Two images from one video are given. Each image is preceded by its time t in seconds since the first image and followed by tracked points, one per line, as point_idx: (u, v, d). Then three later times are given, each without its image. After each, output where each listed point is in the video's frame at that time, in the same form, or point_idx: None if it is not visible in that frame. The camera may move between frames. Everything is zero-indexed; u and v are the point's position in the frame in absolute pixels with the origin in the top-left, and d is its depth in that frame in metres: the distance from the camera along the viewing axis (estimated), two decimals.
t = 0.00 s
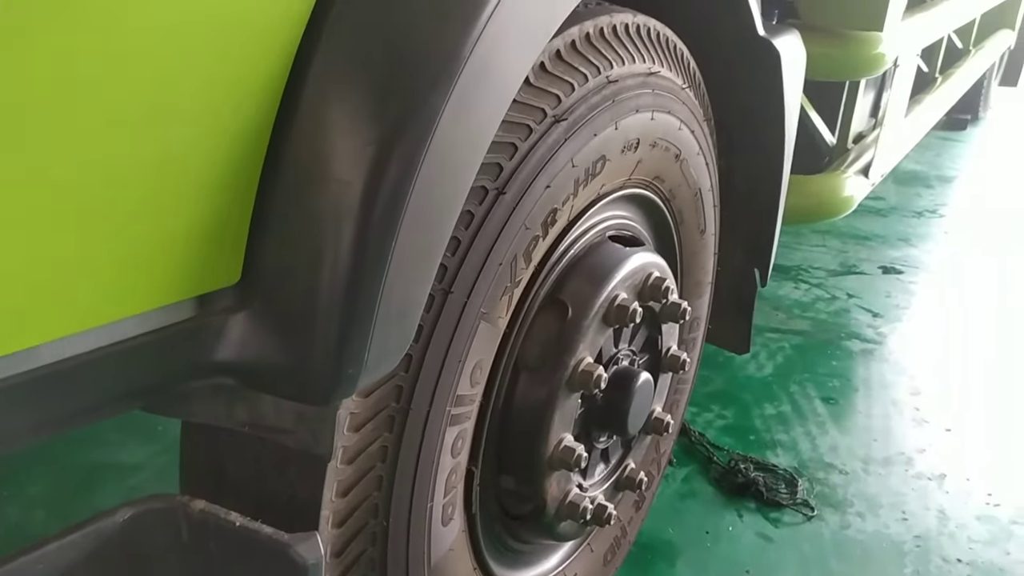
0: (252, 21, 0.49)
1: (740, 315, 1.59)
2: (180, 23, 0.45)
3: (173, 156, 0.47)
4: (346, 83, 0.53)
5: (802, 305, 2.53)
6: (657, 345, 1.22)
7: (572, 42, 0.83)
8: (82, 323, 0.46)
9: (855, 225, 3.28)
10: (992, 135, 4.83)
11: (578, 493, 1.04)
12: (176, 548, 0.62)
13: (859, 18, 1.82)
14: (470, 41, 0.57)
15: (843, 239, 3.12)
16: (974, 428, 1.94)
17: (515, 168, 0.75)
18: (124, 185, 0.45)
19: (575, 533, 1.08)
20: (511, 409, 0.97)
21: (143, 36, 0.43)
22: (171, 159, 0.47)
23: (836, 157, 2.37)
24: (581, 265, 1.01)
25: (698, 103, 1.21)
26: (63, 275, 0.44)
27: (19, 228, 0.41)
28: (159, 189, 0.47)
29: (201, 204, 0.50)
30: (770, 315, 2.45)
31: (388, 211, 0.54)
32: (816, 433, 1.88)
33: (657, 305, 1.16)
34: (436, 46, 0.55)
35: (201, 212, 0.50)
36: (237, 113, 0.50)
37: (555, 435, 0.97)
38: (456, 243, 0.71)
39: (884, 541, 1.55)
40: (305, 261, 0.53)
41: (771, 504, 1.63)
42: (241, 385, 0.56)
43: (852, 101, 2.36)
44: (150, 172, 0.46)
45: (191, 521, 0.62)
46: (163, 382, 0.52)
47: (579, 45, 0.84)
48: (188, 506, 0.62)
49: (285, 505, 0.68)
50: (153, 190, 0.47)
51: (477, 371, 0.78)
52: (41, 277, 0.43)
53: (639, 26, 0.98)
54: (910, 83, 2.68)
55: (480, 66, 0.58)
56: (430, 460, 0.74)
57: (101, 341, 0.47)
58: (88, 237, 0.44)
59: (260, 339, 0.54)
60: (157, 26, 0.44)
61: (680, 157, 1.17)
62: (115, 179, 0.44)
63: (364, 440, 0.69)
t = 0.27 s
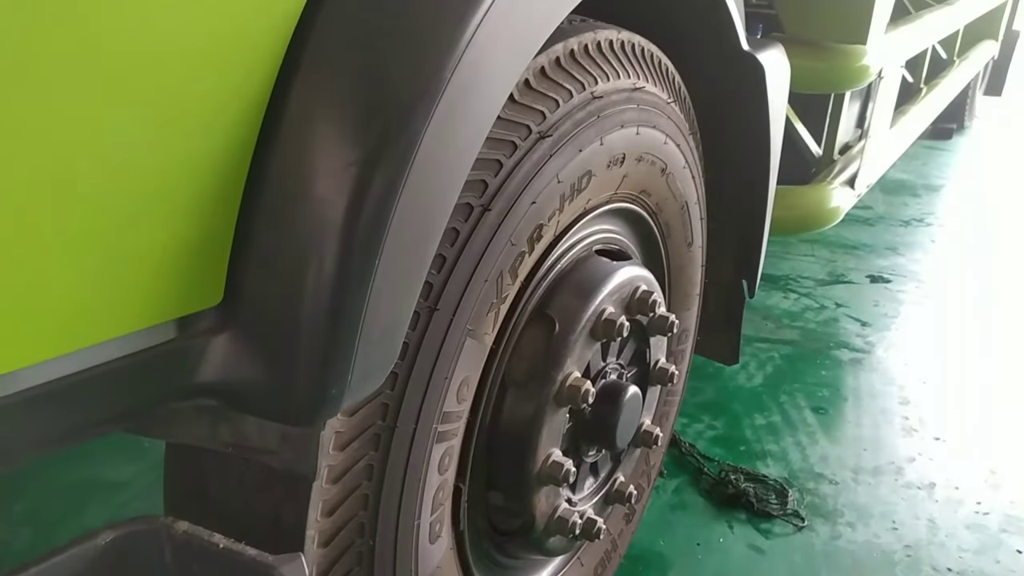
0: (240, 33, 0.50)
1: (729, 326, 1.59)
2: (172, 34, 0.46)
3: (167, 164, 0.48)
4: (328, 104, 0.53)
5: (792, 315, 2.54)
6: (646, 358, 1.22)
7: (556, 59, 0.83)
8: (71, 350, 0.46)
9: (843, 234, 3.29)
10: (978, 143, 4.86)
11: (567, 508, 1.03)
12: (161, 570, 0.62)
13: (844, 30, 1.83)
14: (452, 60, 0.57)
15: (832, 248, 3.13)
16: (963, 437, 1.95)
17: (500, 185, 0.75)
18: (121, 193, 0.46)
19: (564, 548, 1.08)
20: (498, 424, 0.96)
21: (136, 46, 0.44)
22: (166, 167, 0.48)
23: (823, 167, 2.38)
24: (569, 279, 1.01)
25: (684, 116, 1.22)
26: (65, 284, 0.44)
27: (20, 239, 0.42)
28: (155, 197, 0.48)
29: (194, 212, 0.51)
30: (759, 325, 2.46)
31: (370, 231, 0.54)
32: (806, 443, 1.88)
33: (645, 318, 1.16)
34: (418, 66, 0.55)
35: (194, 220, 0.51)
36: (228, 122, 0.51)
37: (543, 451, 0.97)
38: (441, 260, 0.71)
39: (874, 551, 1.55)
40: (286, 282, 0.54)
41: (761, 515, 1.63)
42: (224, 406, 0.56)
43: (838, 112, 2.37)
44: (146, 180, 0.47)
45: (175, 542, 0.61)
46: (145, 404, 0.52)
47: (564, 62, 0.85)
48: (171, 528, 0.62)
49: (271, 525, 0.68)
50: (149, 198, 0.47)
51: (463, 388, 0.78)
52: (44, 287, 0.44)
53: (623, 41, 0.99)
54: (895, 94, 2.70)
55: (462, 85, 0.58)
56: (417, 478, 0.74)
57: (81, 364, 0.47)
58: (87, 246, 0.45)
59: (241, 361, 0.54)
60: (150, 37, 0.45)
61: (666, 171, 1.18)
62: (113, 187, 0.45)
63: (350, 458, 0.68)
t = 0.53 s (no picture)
0: (227, 43, 0.50)
1: (717, 333, 1.60)
2: (163, 42, 0.46)
3: (154, 172, 0.48)
4: (311, 120, 0.54)
5: (780, 321, 2.54)
6: (634, 366, 1.22)
7: (543, 69, 0.83)
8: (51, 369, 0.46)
9: (831, 240, 3.31)
10: (965, 149, 4.89)
11: (556, 518, 1.03)
12: None
13: (830, 38, 1.84)
14: (436, 74, 0.57)
15: (820, 254, 3.14)
16: (951, 442, 1.96)
17: (486, 196, 0.75)
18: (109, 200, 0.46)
19: (552, 558, 1.08)
20: (486, 434, 0.96)
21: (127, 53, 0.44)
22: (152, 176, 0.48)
23: (810, 174, 2.39)
24: (556, 288, 1.01)
25: (671, 126, 1.22)
26: (49, 291, 0.44)
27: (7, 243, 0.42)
28: (147, 201, 0.48)
29: (178, 221, 0.51)
30: (748, 331, 2.47)
31: (354, 245, 0.54)
32: (795, 449, 1.89)
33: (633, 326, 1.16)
34: (402, 80, 0.56)
35: (178, 230, 0.51)
36: (214, 132, 0.51)
37: (531, 460, 0.97)
38: (427, 271, 0.71)
39: (863, 557, 1.56)
40: (268, 297, 0.54)
41: (750, 522, 1.63)
42: (207, 420, 0.56)
43: (825, 120, 2.38)
44: (134, 187, 0.47)
45: (157, 556, 0.61)
46: (128, 419, 0.51)
47: (550, 72, 0.85)
48: (154, 541, 0.61)
49: (256, 538, 0.67)
50: (136, 205, 0.47)
51: (450, 399, 0.78)
52: (35, 288, 0.44)
53: (610, 52, 0.99)
54: (882, 102, 2.71)
55: (446, 99, 0.59)
56: (404, 490, 0.74)
57: (63, 380, 0.47)
58: (73, 251, 0.45)
59: (223, 376, 0.54)
60: (141, 45, 0.45)
61: (653, 180, 1.18)
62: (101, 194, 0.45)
63: (335, 471, 0.68)
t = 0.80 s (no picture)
0: (218, 59, 0.51)
1: (709, 342, 1.60)
2: (160, 52, 0.47)
3: (150, 179, 0.48)
4: (297, 134, 0.54)
5: (772, 328, 2.55)
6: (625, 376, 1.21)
7: (531, 82, 0.84)
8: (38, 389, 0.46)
9: (822, 246, 3.32)
10: (954, 154, 4.92)
11: (547, 530, 1.03)
12: None
13: (818, 47, 1.85)
14: (422, 89, 0.57)
15: (811, 261, 3.15)
16: (943, 449, 1.96)
17: (474, 209, 0.75)
18: (104, 211, 0.46)
19: (544, 569, 1.07)
20: (477, 446, 0.96)
21: (122, 66, 0.45)
22: (146, 188, 0.48)
23: (800, 182, 2.40)
24: (547, 299, 1.00)
25: (660, 137, 1.22)
26: (43, 302, 0.45)
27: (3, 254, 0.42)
28: (143, 206, 0.48)
29: (170, 234, 0.51)
30: (740, 338, 2.47)
31: (341, 259, 0.54)
32: (788, 457, 1.89)
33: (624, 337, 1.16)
34: (388, 95, 0.56)
35: (170, 239, 0.51)
36: (208, 140, 0.52)
37: (522, 472, 0.97)
38: (416, 285, 0.71)
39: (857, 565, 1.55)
40: (254, 312, 0.54)
41: (744, 530, 1.63)
42: (193, 438, 0.56)
43: (814, 128, 2.39)
44: (129, 193, 0.47)
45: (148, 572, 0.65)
46: (113, 438, 0.51)
47: (538, 85, 0.85)
48: (144, 560, 0.66)
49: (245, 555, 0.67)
50: (130, 218, 0.48)
51: (440, 412, 0.77)
52: (33, 288, 0.44)
53: (598, 63, 0.99)
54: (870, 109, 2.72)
55: (431, 113, 0.58)
56: (394, 504, 0.73)
57: (44, 402, 0.47)
58: (67, 262, 0.45)
59: (208, 394, 0.54)
60: (136, 59, 0.46)
61: (643, 191, 1.18)
62: (95, 205, 0.46)
63: (324, 487, 0.68)
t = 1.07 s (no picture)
0: (214, 78, 0.51)
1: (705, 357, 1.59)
2: (158, 67, 0.48)
3: (149, 193, 0.49)
4: (287, 158, 0.54)
5: (769, 342, 2.55)
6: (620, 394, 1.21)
7: (524, 101, 0.84)
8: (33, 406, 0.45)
9: (818, 259, 3.32)
10: (949, 167, 4.94)
11: (542, 549, 1.02)
12: None
13: (810, 64, 1.86)
14: (413, 112, 0.57)
15: (807, 274, 3.15)
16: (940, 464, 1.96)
17: (467, 229, 0.76)
18: (104, 228, 0.47)
19: None
20: (471, 464, 0.95)
21: (123, 78, 0.46)
22: (146, 200, 0.49)
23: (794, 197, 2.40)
24: (542, 317, 1.00)
25: (655, 154, 1.23)
26: (43, 316, 0.45)
27: (4, 260, 0.42)
28: (143, 220, 0.49)
29: (169, 247, 0.51)
30: (736, 352, 2.47)
31: (334, 281, 0.55)
32: (785, 472, 1.88)
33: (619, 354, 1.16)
34: (379, 117, 0.56)
35: (168, 254, 0.52)
36: (205, 156, 0.52)
37: (516, 491, 0.96)
38: (409, 304, 0.71)
39: None
40: (246, 335, 0.54)
41: (741, 547, 1.62)
42: (183, 461, 0.55)
43: (809, 142, 2.40)
44: (129, 206, 0.48)
45: None
46: (101, 463, 0.51)
47: (531, 104, 0.85)
48: None
49: None
50: (131, 231, 0.48)
51: (433, 432, 0.77)
52: (33, 300, 0.44)
53: (591, 82, 1.00)
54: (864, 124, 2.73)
55: (422, 136, 0.59)
56: (386, 525, 0.73)
57: (30, 427, 0.46)
58: (67, 275, 0.45)
59: (197, 418, 0.54)
60: (136, 77, 0.46)
61: (637, 208, 1.18)
62: (96, 217, 0.46)
63: (316, 508, 0.67)
